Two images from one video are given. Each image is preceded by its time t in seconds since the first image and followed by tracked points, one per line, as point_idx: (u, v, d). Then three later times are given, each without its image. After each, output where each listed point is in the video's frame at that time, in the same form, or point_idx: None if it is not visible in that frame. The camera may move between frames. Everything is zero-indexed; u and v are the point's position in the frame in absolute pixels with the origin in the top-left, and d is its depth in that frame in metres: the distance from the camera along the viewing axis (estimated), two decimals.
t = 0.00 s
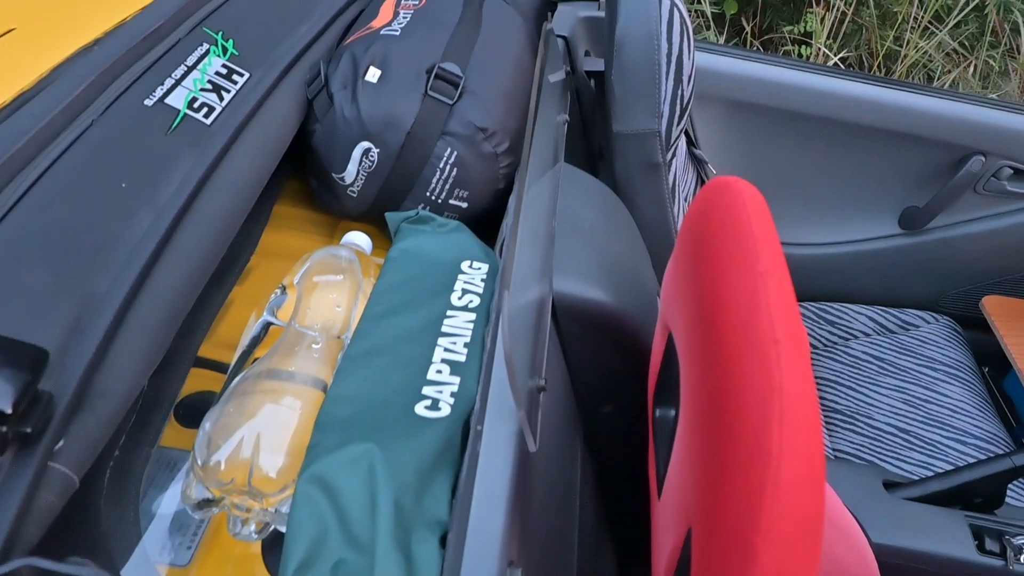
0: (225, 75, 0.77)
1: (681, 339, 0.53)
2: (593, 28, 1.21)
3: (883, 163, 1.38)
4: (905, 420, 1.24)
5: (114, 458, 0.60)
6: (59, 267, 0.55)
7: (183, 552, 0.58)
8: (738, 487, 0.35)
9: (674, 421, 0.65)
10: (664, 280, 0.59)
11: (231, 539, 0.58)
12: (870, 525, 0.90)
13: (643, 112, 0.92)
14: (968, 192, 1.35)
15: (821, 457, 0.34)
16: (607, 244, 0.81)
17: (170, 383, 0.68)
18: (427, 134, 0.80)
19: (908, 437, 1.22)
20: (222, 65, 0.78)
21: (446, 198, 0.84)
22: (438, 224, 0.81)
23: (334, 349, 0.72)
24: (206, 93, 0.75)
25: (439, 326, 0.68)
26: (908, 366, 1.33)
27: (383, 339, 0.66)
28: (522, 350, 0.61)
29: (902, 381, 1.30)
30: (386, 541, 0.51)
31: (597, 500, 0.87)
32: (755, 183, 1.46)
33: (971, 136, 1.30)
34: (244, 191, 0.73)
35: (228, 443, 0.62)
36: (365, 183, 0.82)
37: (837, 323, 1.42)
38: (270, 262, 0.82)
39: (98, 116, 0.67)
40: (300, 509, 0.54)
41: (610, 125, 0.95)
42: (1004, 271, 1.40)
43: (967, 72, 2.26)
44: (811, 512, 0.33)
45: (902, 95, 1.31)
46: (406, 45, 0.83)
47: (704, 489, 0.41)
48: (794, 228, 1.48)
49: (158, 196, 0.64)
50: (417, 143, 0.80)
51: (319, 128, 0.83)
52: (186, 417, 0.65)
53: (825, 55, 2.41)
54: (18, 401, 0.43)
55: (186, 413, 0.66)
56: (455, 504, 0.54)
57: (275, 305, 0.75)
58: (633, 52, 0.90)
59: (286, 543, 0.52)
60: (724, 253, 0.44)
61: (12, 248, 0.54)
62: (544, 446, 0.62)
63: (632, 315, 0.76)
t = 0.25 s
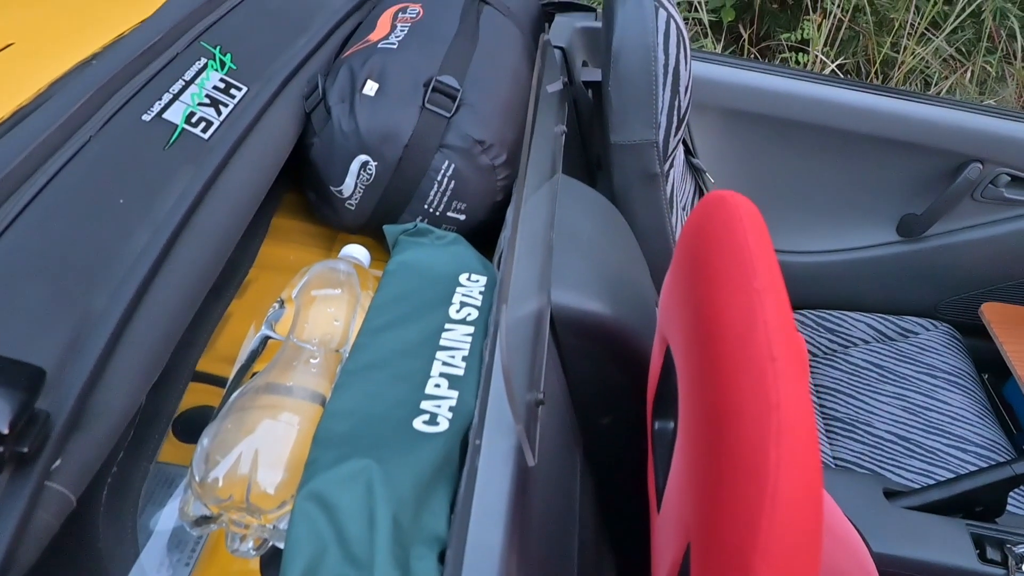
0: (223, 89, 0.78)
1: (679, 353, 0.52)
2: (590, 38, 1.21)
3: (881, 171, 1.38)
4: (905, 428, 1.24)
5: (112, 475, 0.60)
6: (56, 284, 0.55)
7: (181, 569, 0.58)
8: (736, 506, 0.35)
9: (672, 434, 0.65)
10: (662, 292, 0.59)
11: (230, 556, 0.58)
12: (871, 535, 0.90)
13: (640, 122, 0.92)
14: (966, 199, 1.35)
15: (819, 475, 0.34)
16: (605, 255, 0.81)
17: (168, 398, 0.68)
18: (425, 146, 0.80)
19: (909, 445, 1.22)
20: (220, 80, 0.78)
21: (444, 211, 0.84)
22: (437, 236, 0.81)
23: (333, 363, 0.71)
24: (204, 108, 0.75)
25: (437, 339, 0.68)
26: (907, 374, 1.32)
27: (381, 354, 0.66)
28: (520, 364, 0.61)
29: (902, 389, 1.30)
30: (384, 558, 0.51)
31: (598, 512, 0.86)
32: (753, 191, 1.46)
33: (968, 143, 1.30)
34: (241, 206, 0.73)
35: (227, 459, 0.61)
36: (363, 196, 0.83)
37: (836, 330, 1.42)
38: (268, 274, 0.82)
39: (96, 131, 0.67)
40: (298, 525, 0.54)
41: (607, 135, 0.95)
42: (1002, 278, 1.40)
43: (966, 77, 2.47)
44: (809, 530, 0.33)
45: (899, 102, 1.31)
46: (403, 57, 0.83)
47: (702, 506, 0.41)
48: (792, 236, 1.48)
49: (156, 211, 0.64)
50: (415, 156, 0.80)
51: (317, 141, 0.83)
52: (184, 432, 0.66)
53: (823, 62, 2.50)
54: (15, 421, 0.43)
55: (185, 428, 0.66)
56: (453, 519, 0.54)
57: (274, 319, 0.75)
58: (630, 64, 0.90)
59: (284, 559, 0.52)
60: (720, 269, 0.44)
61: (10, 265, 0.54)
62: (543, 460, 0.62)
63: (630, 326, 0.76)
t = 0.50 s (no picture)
0: (221, 104, 0.78)
1: (676, 368, 0.53)
2: (587, 49, 1.22)
3: (878, 179, 1.38)
4: (905, 436, 1.24)
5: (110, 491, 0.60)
6: (54, 302, 0.55)
7: None
8: (731, 528, 0.35)
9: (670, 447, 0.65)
10: (660, 306, 0.59)
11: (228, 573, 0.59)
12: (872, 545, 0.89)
13: (637, 134, 0.92)
14: (963, 207, 1.36)
15: (814, 496, 0.34)
16: (603, 267, 0.81)
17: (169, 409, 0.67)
18: (423, 159, 0.80)
19: (909, 453, 1.21)
20: (218, 94, 0.79)
21: (442, 224, 0.84)
22: (435, 249, 0.81)
23: (331, 378, 0.72)
24: (202, 122, 0.75)
25: (436, 354, 0.68)
26: (907, 381, 1.32)
27: (379, 369, 0.66)
28: (518, 379, 0.61)
29: (901, 396, 1.30)
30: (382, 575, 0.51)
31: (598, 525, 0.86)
32: (752, 200, 1.46)
33: (965, 152, 1.30)
34: (240, 220, 0.73)
35: (224, 476, 0.61)
36: (361, 209, 0.83)
37: (835, 338, 1.41)
38: (267, 287, 0.83)
39: (94, 146, 0.67)
40: (296, 543, 0.53)
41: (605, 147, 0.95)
42: (1000, 285, 1.41)
43: (962, 83, 2.52)
44: (805, 552, 0.33)
45: (896, 111, 1.32)
46: (401, 71, 0.83)
47: (699, 524, 0.41)
48: (791, 244, 1.47)
49: (155, 226, 0.64)
50: (413, 169, 0.80)
51: (315, 155, 0.83)
52: (182, 448, 0.66)
53: (819, 68, 2.52)
54: (11, 442, 0.43)
55: (183, 445, 0.66)
56: (452, 535, 0.54)
57: (272, 333, 0.75)
58: (627, 76, 0.90)
59: None
60: (716, 286, 0.44)
61: (9, 282, 0.54)
62: (541, 474, 0.61)
63: (629, 338, 0.76)
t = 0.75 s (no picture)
0: (220, 118, 0.78)
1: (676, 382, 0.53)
2: (585, 60, 1.23)
3: (876, 187, 1.39)
4: (905, 443, 1.23)
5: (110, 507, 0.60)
6: (55, 318, 0.55)
7: None
8: (732, 546, 0.35)
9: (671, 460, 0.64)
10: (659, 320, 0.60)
11: None
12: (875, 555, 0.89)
13: (636, 145, 0.93)
14: (961, 215, 1.36)
15: (815, 514, 0.34)
16: (603, 278, 0.81)
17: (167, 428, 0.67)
18: (422, 173, 0.80)
19: (909, 461, 1.21)
20: (217, 108, 0.79)
21: (441, 236, 0.84)
22: (434, 261, 0.81)
23: (332, 392, 0.71)
24: (202, 136, 0.75)
25: (435, 367, 0.68)
26: (907, 389, 1.32)
27: (378, 383, 0.66)
28: (518, 393, 0.61)
29: (901, 404, 1.30)
30: None
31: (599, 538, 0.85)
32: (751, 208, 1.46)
33: (963, 159, 1.30)
34: (239, 235, 0.74)
35: (224, 492, 0.61)
36: (360, 222, 0.83)
37: (836, 346, 1.41)
38: (267, 300, 0.83)
39: (94, 161, 0.67)
40: (296, 559, 0.53)
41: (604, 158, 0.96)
42: (999, 293, 1.41)
43: (960, 89, 2.56)
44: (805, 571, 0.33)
45: (893, 119, 1.32)
46: (400, 84, 0.83)
47: (699, 541, 0.41)
48: (790, 252, 1.47)
49: (154, 242, 0.64)
50: (412, 182, 0.80)
51: (314, 168, 0.83)
52: (182, 463, 0.66)
53: (817, 76, 2.53)
54: (10, 462, 0.43)
55: (183, 459, 0.66)
56: (452, 551, 0.54)
57: (272, 346, 0.75)
58: (625, 87, 0.91)
59: None
60: (714, 301, 0.44)
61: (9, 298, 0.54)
62: (541, 489, 0.61)
63: (628, 350, 0.76)
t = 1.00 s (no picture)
0: (222, 131, 0.78)
1: (673, 399, 0.53)
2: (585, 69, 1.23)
3: (876, 194, 1.39)
4: (907, 451, 1.23)
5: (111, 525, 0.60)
6: (57, 336, 0.55)
7: None
8: (734, 567, 0.36)
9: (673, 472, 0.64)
10: (657, 336, 0.60)
11: None
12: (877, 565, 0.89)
13: (636, 156, 0.93)
14: (961, 222, 1.36)
15: (819, 537, 0.34)
16: (604, 288, 0.80)
17: (170, 440, 0.67)
18: (422, 185, 0.81)
19: (911, 469, 1.21)
20: (218, 122, 0.79)
21: (442, 249, 0.84)
22: (435, 272, 0.81)
23: (332, 407, 0.71)
24: (203, 151, 0.75)
25: (436, 381, 0.68)
26: (908, 397, 1.32)
27: (379, 399, 0.66)
28: (519, 406, 0.61)
29: (903, 412, 1.29)
30: None
31: (601, 550, 0.85)
32: (752, 217, 1.46)
33: (962, 167, 1.31)
34: (240, 249, 0.74)
35: (225, 509, 0.61)
36: (361, 234, 0.83)
37: (836, 352, 1.40)
38: (268, 312, 0.83)
39: (96, 177, 0.67)
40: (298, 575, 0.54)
41: (603, 169, 0.96)
42: (999, 299, 1.41)
43: (957, 96, 2.57)
44: None
45: (893, 127, 1.32)
46: (400, 97, 0.84)
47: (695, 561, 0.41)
48: (790, 259, 1.47)
49: (156, 257, 0.64)
50: (413, 194, 0.81)
51: (315, 181, 0.83)
52: (184, 477, 0.66)
53: (816, 83, 2.53)
54: (13, 482, 0.45)
55: (184, 473, 0.66)
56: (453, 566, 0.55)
57: (274, 361, 0.75)
58: (624, 98, 0.91)
59: None
60: (714, 320, 0.45)
61: (11, 316, 0.55)
62: (544, 503, 0.61)
63: (630, 362, 0.76)
